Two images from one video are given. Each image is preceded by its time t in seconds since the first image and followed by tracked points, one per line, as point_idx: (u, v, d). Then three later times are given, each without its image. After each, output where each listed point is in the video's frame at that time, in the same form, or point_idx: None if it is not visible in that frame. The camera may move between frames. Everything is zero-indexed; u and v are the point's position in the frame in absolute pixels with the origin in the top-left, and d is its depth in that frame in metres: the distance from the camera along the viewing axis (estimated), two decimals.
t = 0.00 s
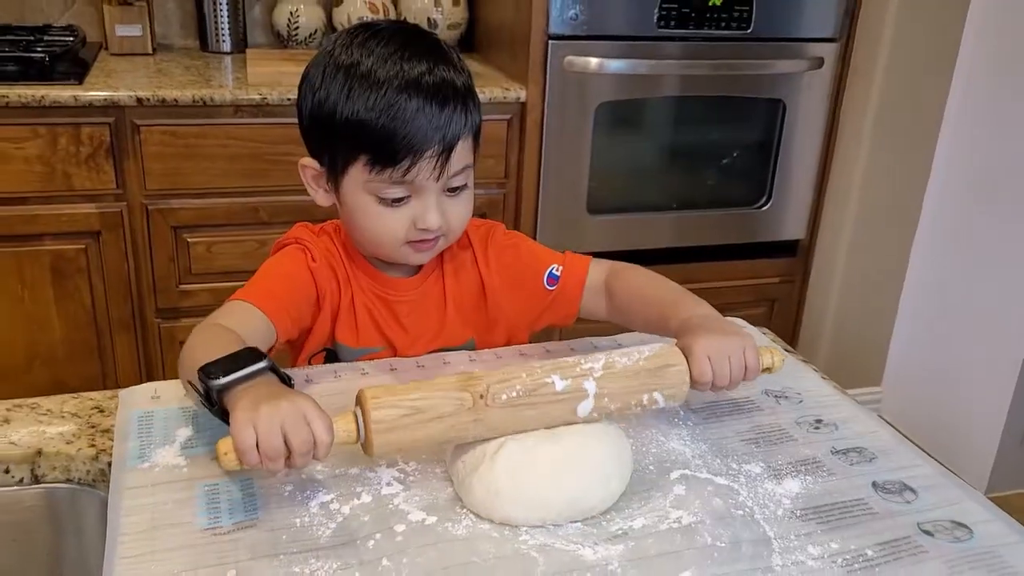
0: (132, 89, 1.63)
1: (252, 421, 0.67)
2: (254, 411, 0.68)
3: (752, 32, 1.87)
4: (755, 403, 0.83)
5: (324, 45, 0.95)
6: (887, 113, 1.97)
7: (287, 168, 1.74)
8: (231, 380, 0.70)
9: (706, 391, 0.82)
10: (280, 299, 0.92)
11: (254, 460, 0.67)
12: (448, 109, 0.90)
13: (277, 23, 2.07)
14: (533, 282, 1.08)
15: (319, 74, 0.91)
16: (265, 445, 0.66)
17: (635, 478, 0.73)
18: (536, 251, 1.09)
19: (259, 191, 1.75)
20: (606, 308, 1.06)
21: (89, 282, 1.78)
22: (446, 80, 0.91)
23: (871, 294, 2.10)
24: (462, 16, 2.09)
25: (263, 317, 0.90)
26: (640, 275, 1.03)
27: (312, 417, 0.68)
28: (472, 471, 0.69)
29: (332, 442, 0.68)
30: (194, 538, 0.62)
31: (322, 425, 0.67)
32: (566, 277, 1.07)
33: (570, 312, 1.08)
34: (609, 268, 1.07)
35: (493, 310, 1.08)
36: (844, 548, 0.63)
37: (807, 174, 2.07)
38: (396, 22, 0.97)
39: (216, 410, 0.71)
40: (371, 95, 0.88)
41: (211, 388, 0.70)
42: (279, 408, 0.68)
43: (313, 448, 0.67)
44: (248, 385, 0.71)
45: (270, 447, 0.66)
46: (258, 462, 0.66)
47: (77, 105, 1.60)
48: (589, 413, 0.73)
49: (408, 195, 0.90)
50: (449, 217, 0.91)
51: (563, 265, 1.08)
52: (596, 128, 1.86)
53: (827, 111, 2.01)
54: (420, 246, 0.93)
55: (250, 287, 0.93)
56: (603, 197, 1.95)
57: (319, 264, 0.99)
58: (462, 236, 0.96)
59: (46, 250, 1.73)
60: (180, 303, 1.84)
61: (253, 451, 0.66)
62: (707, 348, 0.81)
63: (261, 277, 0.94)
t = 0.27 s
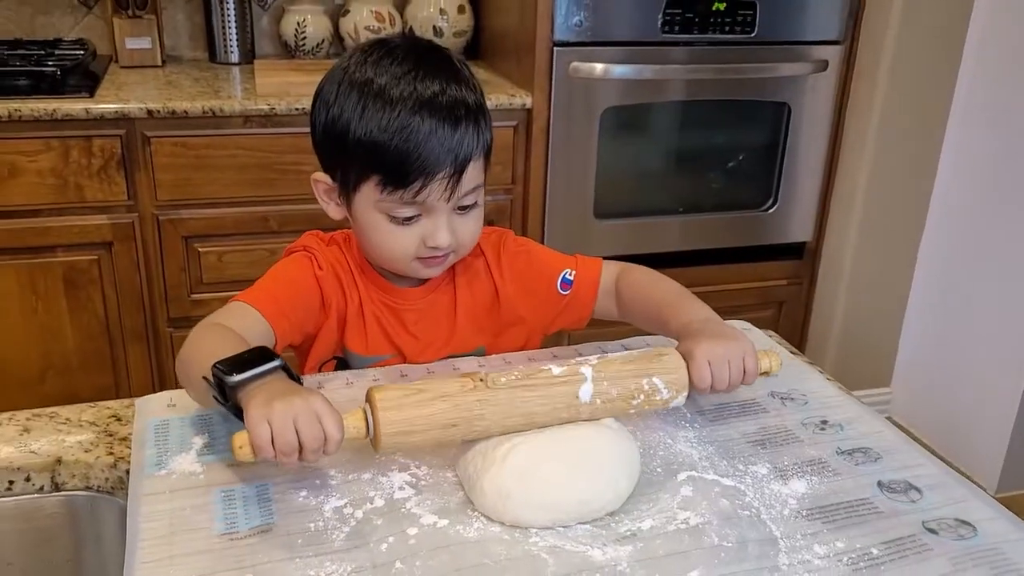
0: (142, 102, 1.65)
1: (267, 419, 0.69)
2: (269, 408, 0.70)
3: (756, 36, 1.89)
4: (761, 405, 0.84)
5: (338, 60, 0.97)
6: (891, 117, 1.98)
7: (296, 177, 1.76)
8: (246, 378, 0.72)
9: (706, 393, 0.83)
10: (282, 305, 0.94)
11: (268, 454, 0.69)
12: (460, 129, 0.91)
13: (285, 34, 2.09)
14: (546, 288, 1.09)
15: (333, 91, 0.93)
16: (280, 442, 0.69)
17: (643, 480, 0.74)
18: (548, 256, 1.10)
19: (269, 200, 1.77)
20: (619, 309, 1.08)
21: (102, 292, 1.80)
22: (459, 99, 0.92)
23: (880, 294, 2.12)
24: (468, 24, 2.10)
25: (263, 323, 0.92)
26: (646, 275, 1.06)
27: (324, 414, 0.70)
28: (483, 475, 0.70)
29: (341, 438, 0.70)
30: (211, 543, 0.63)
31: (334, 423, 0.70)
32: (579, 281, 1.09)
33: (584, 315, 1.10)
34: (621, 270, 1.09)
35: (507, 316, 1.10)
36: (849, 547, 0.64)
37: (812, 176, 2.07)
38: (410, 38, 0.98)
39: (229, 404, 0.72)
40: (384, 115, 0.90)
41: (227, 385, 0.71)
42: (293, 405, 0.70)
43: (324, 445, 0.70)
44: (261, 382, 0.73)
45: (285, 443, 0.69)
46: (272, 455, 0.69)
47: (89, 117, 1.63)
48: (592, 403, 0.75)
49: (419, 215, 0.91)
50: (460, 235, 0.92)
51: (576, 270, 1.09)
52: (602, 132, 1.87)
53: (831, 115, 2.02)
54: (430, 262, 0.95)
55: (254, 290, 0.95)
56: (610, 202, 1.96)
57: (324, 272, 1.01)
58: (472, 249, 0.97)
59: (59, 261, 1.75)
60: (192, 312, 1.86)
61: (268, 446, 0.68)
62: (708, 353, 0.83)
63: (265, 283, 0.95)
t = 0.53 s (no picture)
0: (149, 106, 1.66)
1: (286, 444, 0.69)
2: (287, 432, 0.69)
3: (761, 38, 1.89)
4: (767, 407, 0.84)
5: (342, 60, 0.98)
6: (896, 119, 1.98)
7: (302, 180, 1.77)
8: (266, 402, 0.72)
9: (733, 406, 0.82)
10: (303, 310, 0.95)
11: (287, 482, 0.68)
12: (462, 122, 0.91)
13: (290, 38, 2.10)
14: (543, 292, 1.09)
15: (336, 88, 0.93)
16: (298, 468, 0.68)
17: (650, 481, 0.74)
18: (545, 260, 1.10)
19: (275, 203, 1.78)
20: (617, 316, 1.07)
21: (109, 296, 1.81)
22: (460, 93, 0.93)
23: (884, 295, 2.12)
24: (473, 27, 2.11)
25: (288, 327, 0.92)
26: (646, 281, 1.05)
27: (344, 440, 0.69)
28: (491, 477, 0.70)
29: (361, 464, 0.69)
30: (221, 544, 0.64)
31: (354, 449, 0.69)
32: (576, 287, 1.09)
33: (580, 320, 1.10)
34: (620, 277, 1.08)
35: (506, 319, 1.10)
36: (856, 548, 0.64)
37: (818, 178, 2.07)
38: (411, 39, 0.99)
39: (250, 428, 0.72)
40: (387, 108, 0.90)
41: (247, 409, 0.72)
42: (312, 430, 0.69)
43: (343, 471, 0.68)
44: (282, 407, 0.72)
45: (303, 470, 0.68)
46: (291, 483, 0.68)
47: (96, 122, 1.64)
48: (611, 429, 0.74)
49: (423, 205, 0.91)
50: (463, 227, 0.92)
51: (573, 274, 1.09)
52: (607, 135, 1.87)
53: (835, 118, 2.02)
54: (434, 255, 0.95)
55: (273, 297, 0.95)
56: (615, 204, 1.96)
57: (340, 276, 1.01)
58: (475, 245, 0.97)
59: (66, 265, 1.76)
60: (198, 315, 1.86)
61: (287, 473, 0.68)
62: (735, 365, 0.81)
63: (283, 289, 0.96)
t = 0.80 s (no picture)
0: (151, 108, 1.66)
1: (277, 428, 0.70)
2: (279, 417, 0.71)
3: (763, 40, 1.89)
4: (768, 407, 0.84)
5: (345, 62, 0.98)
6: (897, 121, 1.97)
7: (304, 182, 1.77)
8: (256, 388, 0.73)
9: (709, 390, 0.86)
10: (294, 307, 0.95)
11: (280, 463, 0.70)
12: (464, 128, 0.92)
13: (292, 40, 2.10)
14: (553, 284, 1.10)
15: (339, 91, 0.94)
16: (291, 452, 0.69)
17: (652, 481, 0.74)
18: (552, 254, 1.10)
19: (277, 205, 1.78)
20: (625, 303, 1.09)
21: (111, 298, 1.82)
22: (463, 99, 0.93)
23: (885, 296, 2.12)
24: (474, 29, 2.11)
25: (272, 323, 0.92)
26: (652, 267, 1.07)
27: (334, 424, 0.71)
28: (493, 478, 0.70)
29: (350, 447, 0.71)
30: (223, 544, 0.64)
31: (343, 433, 0.70)
32: (585, 277, 1.10)
33: (591, 311, 1.11)
34: (625, 264, 1.09)
35: (514, 315, 1.10)
36: (857, 548, 0.64)
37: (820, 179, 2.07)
38: (415, 41, 0.99)
39: (240, 413, 0.73)
40: (390, 113, 0.90)
41: (238, 395, 0.72)
42: (303, 415, 0.71)
43: (333, 453, 0.70)
44: (271, 392, 0.74)
45: (296, 453, 0.69)
46: (284, 466, 0.69)
47: (98, 124, 1.64)
48: (597, 400, 0.76)
49: (424, 211, 0.92)
50: (464, 232, 0.93)
51: (581, 266, 1.10)
52: (608, 136, 1.87)
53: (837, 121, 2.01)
54: (434, 260, 0.95)
55: (263, 292, 0.95)
56: (616, 205, 1.96)
57: (332, 273, 1.02)
58: (476, 249, 0.98)
59: (68, 267, 1.76)
60: (200, 317, 1.87)
61: (280, 457, 0.69)
62: (711, 351, 0.85)
63: (276, 284, 0.96)
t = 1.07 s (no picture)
0: (155, 108, 1.66)
1: (293, 442, 0.69)
2: (294, 431, 0.69)
3: (766, 42, 1.89)
4: (773, 410, 0.84)
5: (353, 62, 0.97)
6: (903, 121, 1.96)
7: (307, 183, 1.77)
8: (273, 400, 0.71)
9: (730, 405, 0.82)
10: (310, 308, 0.95)
11: (294, 479, 0.68)
12: (471, 131, 0.91)
13: (296, 41, 2.10)
14: (554, 290, 1.10)
15: (347, 92, 0.93)
16: (305, 466, 0.68)
17: (656, 483, 0.74)
18: (556, 260, 1.10)
19: (280, 206, 1.78)
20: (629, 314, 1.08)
21: (114, 297, 1.82)
22: (471, 101, 0.93)
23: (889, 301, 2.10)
24: (478, 31, 2.11)
25: (295, 328, 0.92)
26: (653, 277, 1.06)
27: (349, 438, 0.69)
28: (497, 481, 0.70)
29: (366, 462, 0.69)
30: (227, 545, 0.64)
31: (358, 449, 0.69)
32: (587, 285, 1.09)
33: (592, 318, 1.10)
34: (629, 276, 1.08)
35: (517, 318, 1.10)
36: (863, 552, 0.64)
37: (822, 181, 2.07)
38: (423, 42, 0.99)
39: (255, 425, 0.72)
40: (396, 115, 0.90)
41: (254, 406, 0.71)
42: (318, 429, 0.70)
43: (348, 470, 0.69)
44: (288, 404, 0.72)
45: (309, 468, 0.68)
46: (297, 481, 0.68)
47: (102, 124, 1.64)
48: (616, 426, 0.74)
49: (429, 213, 0.92)
50: (469, 234, 0.93)
51: (583, 273, 1.10)
52: (612, 138, 1.87)
53: (841, 122, 2.02)
54: (439, 262, 0.96)
55: (279, 297, 0.95)
56: (620, 207, 1.96)
57: (343, 275, 1.02)
58: (481, 250, 0.98)
59: (71, 267, 1.76)
60: (203, 317, 1.87)
61: (294, 472, 0.68)
62: (734, 367, 0.82)
63: (288, 287, 0.96)
